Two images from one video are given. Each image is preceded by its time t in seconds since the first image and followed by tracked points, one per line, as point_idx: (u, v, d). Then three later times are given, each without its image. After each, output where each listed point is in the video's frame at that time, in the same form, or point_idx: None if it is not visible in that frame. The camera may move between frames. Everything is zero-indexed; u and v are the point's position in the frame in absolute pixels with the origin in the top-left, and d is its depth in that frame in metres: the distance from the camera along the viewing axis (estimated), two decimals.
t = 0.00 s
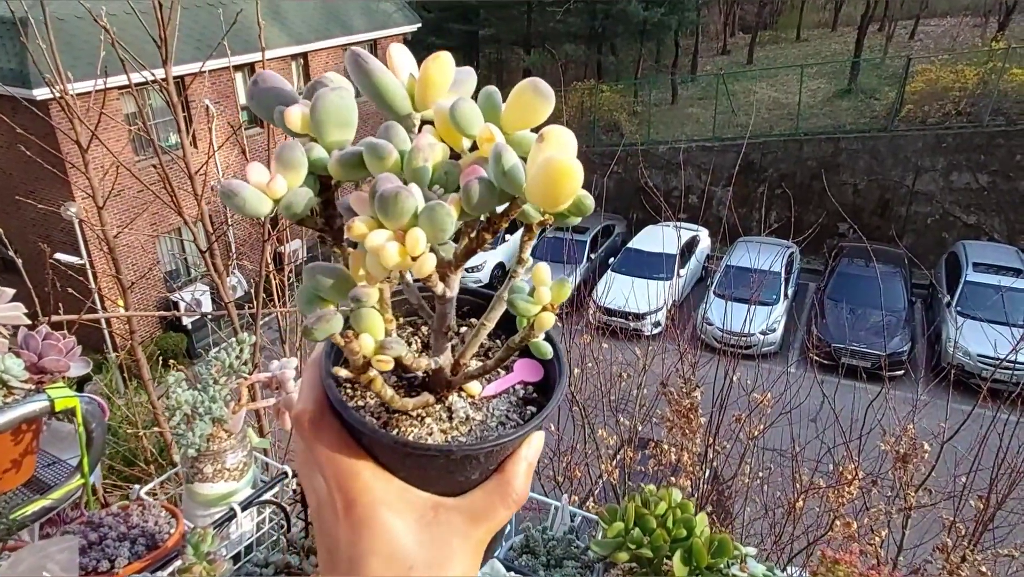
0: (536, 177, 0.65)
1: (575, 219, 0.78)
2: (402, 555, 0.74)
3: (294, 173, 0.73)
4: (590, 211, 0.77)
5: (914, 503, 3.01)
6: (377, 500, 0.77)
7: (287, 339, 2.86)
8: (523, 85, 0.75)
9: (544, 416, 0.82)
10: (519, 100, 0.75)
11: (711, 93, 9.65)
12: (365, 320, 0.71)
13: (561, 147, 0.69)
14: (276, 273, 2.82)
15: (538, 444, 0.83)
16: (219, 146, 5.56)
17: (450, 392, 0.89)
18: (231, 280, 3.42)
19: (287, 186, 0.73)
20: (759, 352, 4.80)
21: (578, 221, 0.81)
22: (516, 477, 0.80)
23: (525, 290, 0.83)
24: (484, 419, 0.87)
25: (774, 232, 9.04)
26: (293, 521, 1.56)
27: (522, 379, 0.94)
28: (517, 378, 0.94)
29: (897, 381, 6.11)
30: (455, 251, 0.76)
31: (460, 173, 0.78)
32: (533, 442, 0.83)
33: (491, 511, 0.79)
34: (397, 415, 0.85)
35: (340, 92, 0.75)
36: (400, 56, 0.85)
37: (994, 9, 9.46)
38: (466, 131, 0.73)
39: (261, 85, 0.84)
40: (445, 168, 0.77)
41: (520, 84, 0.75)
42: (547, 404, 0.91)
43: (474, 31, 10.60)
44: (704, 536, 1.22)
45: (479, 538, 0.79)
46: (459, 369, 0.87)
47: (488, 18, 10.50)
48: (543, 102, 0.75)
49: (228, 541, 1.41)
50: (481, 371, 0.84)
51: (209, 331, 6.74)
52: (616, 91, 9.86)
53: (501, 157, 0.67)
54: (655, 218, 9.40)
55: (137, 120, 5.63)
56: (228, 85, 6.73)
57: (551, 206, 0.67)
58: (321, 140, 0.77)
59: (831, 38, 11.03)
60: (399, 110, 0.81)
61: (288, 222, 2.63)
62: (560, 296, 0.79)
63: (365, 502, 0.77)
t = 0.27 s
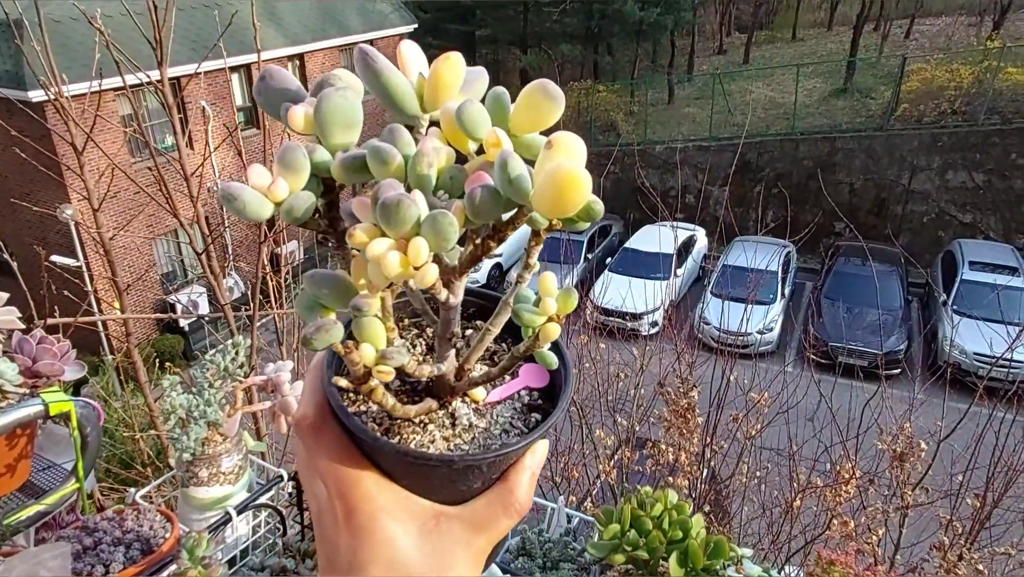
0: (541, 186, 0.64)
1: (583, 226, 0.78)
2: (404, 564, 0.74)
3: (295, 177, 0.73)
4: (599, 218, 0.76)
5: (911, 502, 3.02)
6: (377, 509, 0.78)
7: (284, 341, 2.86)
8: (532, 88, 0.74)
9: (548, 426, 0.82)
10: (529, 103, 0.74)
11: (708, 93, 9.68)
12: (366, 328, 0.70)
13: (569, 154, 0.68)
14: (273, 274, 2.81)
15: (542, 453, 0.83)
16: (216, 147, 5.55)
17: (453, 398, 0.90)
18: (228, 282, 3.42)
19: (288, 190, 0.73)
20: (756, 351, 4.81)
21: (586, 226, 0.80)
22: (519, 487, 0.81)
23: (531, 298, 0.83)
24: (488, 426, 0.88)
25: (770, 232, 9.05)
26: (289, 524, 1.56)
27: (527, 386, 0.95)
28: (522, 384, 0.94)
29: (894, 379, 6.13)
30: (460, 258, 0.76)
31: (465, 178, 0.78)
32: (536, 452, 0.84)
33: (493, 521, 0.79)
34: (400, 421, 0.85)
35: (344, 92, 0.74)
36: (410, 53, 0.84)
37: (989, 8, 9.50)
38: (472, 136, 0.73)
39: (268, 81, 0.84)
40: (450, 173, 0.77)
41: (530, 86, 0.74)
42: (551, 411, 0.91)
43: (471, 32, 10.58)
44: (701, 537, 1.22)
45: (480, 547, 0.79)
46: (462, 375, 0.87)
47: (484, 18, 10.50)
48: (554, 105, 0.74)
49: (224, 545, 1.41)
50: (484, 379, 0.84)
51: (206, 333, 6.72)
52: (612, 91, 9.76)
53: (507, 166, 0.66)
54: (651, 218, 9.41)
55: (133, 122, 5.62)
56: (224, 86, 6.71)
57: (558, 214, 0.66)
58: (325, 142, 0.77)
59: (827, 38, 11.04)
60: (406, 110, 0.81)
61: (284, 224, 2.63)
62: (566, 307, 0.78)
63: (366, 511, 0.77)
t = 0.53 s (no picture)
0: (556, 197, 0.64)
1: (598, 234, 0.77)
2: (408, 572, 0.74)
3: (307, 180, 0.73)
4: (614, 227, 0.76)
5: (909, 501, 3.03)
6: (381, 515, 0.78)
7: (282, 342, 2.86)
8: (549, 94, 0.73)
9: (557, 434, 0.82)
10: (546, 109, 0.74)
11: (705, 93, 9.68)
12: (376, 337, 0.70)
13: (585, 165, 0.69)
14: (271, 276, 2.81)
15: (550, 462, 0.83)
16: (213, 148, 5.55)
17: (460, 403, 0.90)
18: (225, 283, 3.42)
19: (299, 194, 0.72)
20: (754, 351, 4.81)
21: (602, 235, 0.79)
22: (527, 496, 0.80)
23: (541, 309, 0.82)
24: (496, 435, 0.88)
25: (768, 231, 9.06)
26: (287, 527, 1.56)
27: (535, 393, 0.95)
28: (530, 392, 0.95)
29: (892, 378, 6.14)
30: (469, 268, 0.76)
31: (479, 184, 0.77)
32: (545, 460, 0.83)
33: (499, 529, 0.78)
34: (407, 428, 0.85)
35: (357, 95, 0.73)
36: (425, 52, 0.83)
37: (985, 7, 9.51)
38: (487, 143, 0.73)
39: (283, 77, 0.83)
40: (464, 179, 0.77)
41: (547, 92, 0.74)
42: (560, 419, 0.92)
43: (468, 32, 10.56)
44: (699, 538, 1.22)
45: (487, 555, 0.78)
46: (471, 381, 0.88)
47: (482, 19, 10.51)
48: (571, 111, 0.73)
49: (221, 548, 1.41)
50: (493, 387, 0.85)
51: (204, 334, 6.71)
52: (610, 91, 9.85)
53: (524, 176, 0.65)
54: (649, 219, 9.41)
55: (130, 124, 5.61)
56: (221, 87, 6.71)
57: (574, 229, 0.65)
58: (338, 144, 0.76)
59: (824, 37, 11.04)
60: (421, 112, 0.80)
61: (282, 226, 2.63)
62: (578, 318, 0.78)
63: (370, 518, 0.77)
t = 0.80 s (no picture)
0: (579, 222, 0.62)
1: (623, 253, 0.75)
2: None
3: (318, 190, 0.71)
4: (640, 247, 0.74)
5: (907, 501, 3.03)
6: (387, 527, 0.78)
7: (279, 345, 2.85)
8: (576, 102, 0.69)
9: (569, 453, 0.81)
10: (570, 120, 0.70)
11: (702, 93, 9.70)
12: (386, 358, 0.71)
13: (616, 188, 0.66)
14: (268, 278, 2.80)
15: (559, 479, 0.83)
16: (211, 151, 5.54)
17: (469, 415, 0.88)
18: (222, 286, 3.41)
19: (310, 204, 0.70)
20: (752, 351, 4.81)
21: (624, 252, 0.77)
22: (534, 514, 0.81)
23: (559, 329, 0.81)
24: (506, 449, 0.86)
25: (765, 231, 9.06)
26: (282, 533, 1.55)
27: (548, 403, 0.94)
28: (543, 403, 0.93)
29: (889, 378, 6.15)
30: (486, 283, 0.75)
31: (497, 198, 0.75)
32: (555, 478, 0.83)
33: (505, 545, 0.80)
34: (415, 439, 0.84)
35: (374, 98, 0.70)
36: (447, 50, 0.81)
37: (981, 7, 9.54)
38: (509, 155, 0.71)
39: (299, 68, 0.82)
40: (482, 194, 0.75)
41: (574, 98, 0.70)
42: (571, 431, 0.90)
43: (465, 33, 10.57)
44: (695, 542, 1.22)
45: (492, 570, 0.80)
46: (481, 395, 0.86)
47: (479, 20, 10.51)
48: (599, 123, 0.69)
49: (217, 553, 1.40)
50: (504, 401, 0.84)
51: (202, 337, 6.69)
52: (607, 92, 9.87)
53: (548, 201, 0.63)
54: (647, 219, 9.41)
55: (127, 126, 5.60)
56: (218, 90, 6.70)
57: (597, 255, 0.63)
58: (351, 149, 0.74)
59: (821, 37, 11.06)
60: (439, 114, 0.78)
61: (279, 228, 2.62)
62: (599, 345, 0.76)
63: (376, 532, 0.78)
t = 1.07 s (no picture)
0: (601, 259, 0.57)
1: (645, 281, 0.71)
2: None
3: (324, 209, 0.65)
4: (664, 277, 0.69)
5: (902, 499, 3.04)
6: (391, 544, 0.76)
7: (275, 347, 2.84)
8: (598, 119, 0.66)
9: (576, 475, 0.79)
10: (595, 137, 0.66)
11: (697, 93, 9.73)
12: (394, 388, 0.68)
13: (642, 224, 0.60)
14: (263, 280, 2.80)
15: (565, 501, 0.83)
16: (205, 153, 5.53)
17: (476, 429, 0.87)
18: (218, 288, 3.40)
19: (316, 223, 0.64)
20: (748, 350, 4.82)
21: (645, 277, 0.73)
22: (539, 534, 0.82)
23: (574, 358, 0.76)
24: (513, 466, 0.85)
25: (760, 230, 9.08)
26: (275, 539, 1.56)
27: (556, 417, 0.92)
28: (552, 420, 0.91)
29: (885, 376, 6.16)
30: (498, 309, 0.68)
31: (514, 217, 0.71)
32: (562, 502, 0.84)
33: (508, 565, 0.80)
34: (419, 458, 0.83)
35: (387, 107, 0.64)
36: (465, 50, 0.74)
37: (973, 6, 9.60)
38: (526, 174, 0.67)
39: (314, 69, 0.80)
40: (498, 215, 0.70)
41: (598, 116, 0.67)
42: (579, 447, 0.89)
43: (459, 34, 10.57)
44: (687, 543, 1.22)
45: None
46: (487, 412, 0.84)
47: (473, 20, 10.52)
48: (625, 142, 0.65)
49: (210, 559, 1.40)
50: (511, 420, 0.80)
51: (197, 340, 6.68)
52: (602, 92, 9.89)
53: (568, 237, 0.57)
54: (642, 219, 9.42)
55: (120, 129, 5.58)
56: (211, 93, 6.69)
57: (622, 295, 0.58)
58: (360, 163, 0.68)
59: (814, 37, 11.11)
60: (454, 124, 0.72)
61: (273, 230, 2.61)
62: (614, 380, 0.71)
63: (378, 548, 0.76)
